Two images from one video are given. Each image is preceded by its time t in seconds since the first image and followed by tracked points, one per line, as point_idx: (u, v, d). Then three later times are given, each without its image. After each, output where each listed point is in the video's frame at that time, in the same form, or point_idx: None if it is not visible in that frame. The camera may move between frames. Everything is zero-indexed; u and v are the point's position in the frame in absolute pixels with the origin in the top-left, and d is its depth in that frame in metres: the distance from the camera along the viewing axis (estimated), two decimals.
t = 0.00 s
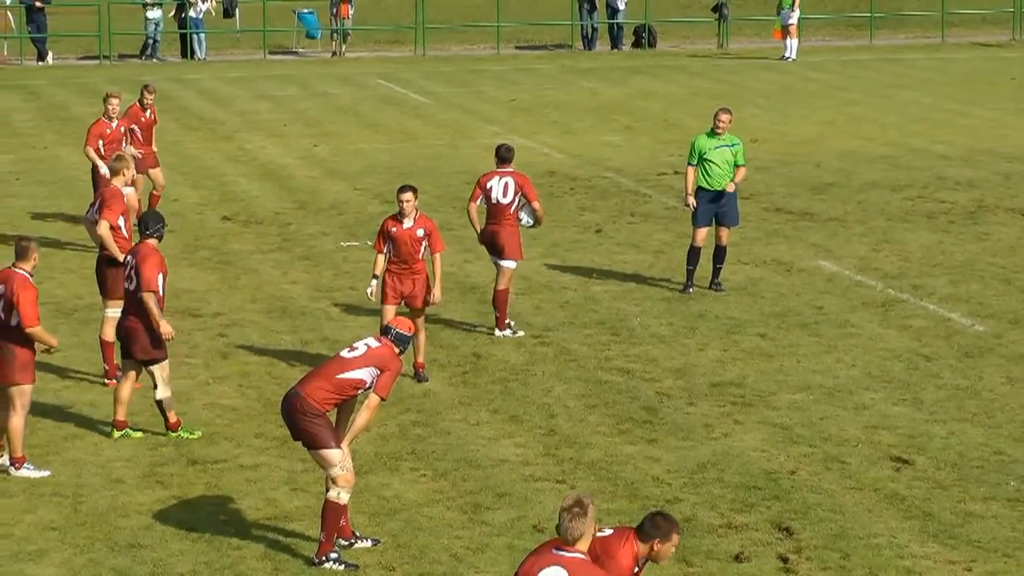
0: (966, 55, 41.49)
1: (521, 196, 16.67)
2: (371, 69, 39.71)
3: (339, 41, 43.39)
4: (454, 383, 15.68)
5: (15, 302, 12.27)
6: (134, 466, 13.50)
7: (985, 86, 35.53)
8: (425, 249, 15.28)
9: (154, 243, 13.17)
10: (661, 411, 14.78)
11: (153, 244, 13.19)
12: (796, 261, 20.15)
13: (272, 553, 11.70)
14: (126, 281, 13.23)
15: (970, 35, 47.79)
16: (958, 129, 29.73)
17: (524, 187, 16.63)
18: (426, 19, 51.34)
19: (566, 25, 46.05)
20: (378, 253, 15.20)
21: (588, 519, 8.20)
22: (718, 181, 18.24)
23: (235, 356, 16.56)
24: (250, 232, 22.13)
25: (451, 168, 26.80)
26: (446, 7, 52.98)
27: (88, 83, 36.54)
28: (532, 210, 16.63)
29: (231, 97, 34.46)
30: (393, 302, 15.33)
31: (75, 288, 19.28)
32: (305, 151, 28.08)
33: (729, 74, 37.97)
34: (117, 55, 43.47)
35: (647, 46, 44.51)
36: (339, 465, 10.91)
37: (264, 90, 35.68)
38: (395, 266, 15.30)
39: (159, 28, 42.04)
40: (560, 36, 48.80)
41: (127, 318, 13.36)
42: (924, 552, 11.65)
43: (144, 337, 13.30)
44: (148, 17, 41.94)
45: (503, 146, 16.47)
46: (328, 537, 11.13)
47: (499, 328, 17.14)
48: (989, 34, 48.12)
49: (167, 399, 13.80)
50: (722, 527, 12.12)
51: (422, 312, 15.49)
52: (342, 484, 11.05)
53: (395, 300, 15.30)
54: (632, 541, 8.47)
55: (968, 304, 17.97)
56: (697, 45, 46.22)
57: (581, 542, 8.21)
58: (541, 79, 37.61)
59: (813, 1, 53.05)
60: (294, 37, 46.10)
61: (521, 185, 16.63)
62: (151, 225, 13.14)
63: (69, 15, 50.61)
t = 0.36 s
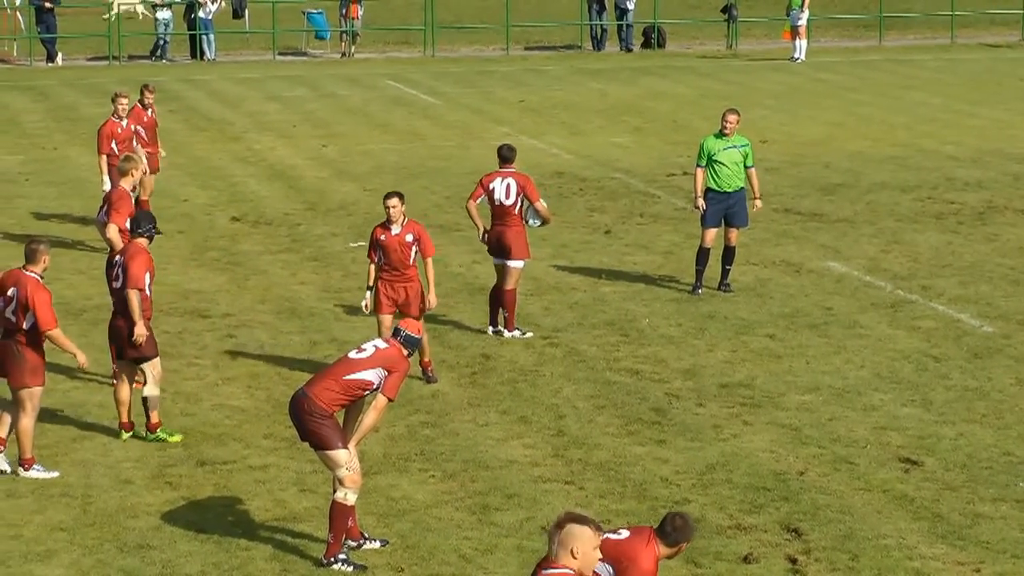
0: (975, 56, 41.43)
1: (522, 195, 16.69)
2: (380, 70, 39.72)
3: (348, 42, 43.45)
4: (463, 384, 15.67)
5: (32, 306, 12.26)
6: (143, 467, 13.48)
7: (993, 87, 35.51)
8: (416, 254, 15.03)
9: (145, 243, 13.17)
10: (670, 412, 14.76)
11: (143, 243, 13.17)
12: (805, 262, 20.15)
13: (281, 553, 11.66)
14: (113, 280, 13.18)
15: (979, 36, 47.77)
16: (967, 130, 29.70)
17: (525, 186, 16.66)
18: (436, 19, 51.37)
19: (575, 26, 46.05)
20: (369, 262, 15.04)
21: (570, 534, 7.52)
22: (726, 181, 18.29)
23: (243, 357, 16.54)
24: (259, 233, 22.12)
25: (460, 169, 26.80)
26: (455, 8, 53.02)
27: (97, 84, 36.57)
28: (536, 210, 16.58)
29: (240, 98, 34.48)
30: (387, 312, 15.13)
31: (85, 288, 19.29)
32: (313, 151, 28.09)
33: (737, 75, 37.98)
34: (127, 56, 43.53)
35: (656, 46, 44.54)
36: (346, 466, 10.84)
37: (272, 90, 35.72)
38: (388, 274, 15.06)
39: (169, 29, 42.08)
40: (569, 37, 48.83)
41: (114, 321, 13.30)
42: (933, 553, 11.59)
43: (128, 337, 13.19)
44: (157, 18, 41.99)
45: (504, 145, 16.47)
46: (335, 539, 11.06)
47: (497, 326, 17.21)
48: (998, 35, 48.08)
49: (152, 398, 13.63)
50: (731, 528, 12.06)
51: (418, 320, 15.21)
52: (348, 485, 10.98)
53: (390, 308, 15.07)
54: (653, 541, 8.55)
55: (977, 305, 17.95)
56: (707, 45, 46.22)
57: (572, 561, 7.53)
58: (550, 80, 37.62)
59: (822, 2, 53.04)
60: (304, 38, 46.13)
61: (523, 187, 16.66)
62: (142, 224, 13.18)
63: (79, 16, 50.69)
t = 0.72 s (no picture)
0: (986, 56, 41.41)
1: (526, 195, 16.62)
2: (390, 70, 39.76)
3: (358, 42, 43.47)
4: (473, 384, 15.68)
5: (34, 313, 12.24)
6: (153, 467, 13.49)
7: (1003, 87, 35.47)
8: (406, 256, 14.88)
9: (144, 244, 13.09)
10: (679, 413, 14.76)
11: (142, 245, 13.08)
12: (815, 263, 20.14)
13: (292, 553, 11.68)
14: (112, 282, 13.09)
15: (990, 35, 47.71)
16: (977, 130, 29.67)
17: (529, 186, 16.60)
18: (446, 20, 51.42)
19: (584, 26, 46.03)
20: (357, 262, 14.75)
21: None
22: (737, 181, 18.29)
23: (254, 357, 16.57)
24: (269, 234, 22.15)
25: (470, 169, 26.83)
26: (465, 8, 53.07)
27: (107, 85, 36.61)
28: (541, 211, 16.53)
29: (251, 98, 34.52)
30: (377, 313, 14.99)
31: (95, 288, 19.32)
32: (322, 152, 28.11)
33: (747, 75, 37.98)
34: (138, 56, 43.60)
35: (666, 46, 44.57)
36: (355, 466, 10.85)
37: (282, 91, 35.77)
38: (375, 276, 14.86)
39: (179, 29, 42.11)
40: (579, 37, 48.86)
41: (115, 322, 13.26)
42: (943, 554, 11.57)
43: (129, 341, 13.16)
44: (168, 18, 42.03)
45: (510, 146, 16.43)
46: (345, 539, 11.07)
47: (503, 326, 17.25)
48: (1009, 35, 48.02)
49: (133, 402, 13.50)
50: (741, 528, 12.06)
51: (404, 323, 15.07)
52: (359, 485, 10.97)
53: (379, 310, 14.92)
54: (668, 546, 8.54)
55: (987, 306, 17.93)
56: (717, 45, 46.24)
57: None
58: (560, 80, 37.63)
59: (833, 1, 53.05)
60: (314, 39, 46.16)
61: (527, 185, 16.57)
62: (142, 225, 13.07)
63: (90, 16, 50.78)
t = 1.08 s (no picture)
0: (990, 57, 41.43)
1: (527, 198, 16.61)
2: (394, 71, 39.82)
3: (362, 43, 43.51)
4: (477, 385, 15.68)
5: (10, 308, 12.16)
6: (157, 468, 13.50)
7: (1008, 88, 35.47)
8: (396, 265, 14.70)
9: (139, 253, 13.09)
10: (684, 414, 14.75)
11: (137, 253, 13.07)
12: (819, 264, 20.14)
13: (296, 554, 11.68)
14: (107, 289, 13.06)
15: (994, 37, 47.73)
16: (982, 131, 29.68)
17: (531, 188, 16.59)
18: (450, 21, 51.46)
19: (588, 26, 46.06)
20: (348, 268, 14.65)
21: None
22: (741, 181, 18.29)
23: (258, 358, 16.58)
24: (273, 235, 22.17)
25: (474, 170, 26.84)
26: (469, 8, 53.12)
27: (111, 86, 36.64)
28: (542, 214, 16.49)
29: (255, 100, 34.55)
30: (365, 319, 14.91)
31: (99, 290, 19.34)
32: (326, 153, 28.13)
33: (751, 76, 37.99)
34: (142, 57, 43.63)
35: (671, 48, 44.74)
36: (358, 466, 10.84)
37: (286, 92, 35.80)
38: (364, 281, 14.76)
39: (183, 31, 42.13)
40: (583, 39, 48.90)
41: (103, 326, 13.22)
42: (947, 555, 11.56)
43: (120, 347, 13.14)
44: (172, 19, 42.04)
45: (514, 147, 16.46)
46: (348, 539, 11.07)
47: (506, 328, 17.27)
48: (1013, 36, 48.04)
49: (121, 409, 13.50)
50: (745, 530, 12.05)
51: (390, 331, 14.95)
52: (361, 485, 10.97)
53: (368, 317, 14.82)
54: (666, 547, 8.48)
55: (991, 307, 17.93)
56: (721, 47, 46.28)
57: None
58: (563, 81, 37.66)
59: (837, 3, 53.11)
60: (318, 40, 46.21)
61: (528, 187, 16.58)
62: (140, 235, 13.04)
63: (94, 17, 50.84)
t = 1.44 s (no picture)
0: (991, 58, 41.41)
1: (527, 198, 16.60)
2: (396, 71, 39.84)
3: (363, 44, 43.53)
4: (479, 386, 15.69)
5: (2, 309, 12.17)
6: (159, 469, 13.50)
7: (1009, 88, 35.46)
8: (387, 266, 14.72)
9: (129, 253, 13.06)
10: (685, 414, 14.75)
11: (128, 253, 13.02)
12: (820, 264, 20.14)
13: (297, 555, 11.68)
14: (99, 290, 12.96)
15: (995, 37, 47.73)
16: (983, 132, 29.68)
17: (531, 189, 16.57)
18: (451, 21, 51.48)
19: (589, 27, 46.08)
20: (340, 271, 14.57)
21: None
22: (741, 182, 18.30)
23: (259, 358, 16.59)
24: (274, 235, 22.19)
25: (475, 171, 26.85)
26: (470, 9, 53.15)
27: (112, 87, 36.65)
28: (542, 216, 16.48)
29: (256, 100, 34.56)
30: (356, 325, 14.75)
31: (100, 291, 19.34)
32: (328, 154, 28.13)
33: (752, 76, 37.99)
34: (143, 58, 43.64)
35: (672, 48, 44.65)
36: (359, 467, 10.84)
37: (287, 92, 35.81)
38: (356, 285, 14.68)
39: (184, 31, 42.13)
40: (584, 39, 48.93)
41: (92, 328, 13.12)
42: (948, 556, 11.56)
43: (113, 349, 13.11)
44: (173, 20, 42.04)
45: (513, 147, 16.44)
46: (350, 540, 11.08)
47: (507, 328, 17.28)
48: (1014, 36, 48.05)
49: (116, 412, 13.45)
50: (746, 530, 12.05)
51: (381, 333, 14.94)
52: (363, 487, 10.96)
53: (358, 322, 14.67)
54: (667, 527, 8.52)
55: (992, 307, 17.93)
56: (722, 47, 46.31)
57: None
58: (565, 82, 37.67)
59: (838, 3, 53.12)
60: (319, 41, 46.24)
61: (528, 187, 16.56)
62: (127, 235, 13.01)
63: (96, 18, 50.88)
